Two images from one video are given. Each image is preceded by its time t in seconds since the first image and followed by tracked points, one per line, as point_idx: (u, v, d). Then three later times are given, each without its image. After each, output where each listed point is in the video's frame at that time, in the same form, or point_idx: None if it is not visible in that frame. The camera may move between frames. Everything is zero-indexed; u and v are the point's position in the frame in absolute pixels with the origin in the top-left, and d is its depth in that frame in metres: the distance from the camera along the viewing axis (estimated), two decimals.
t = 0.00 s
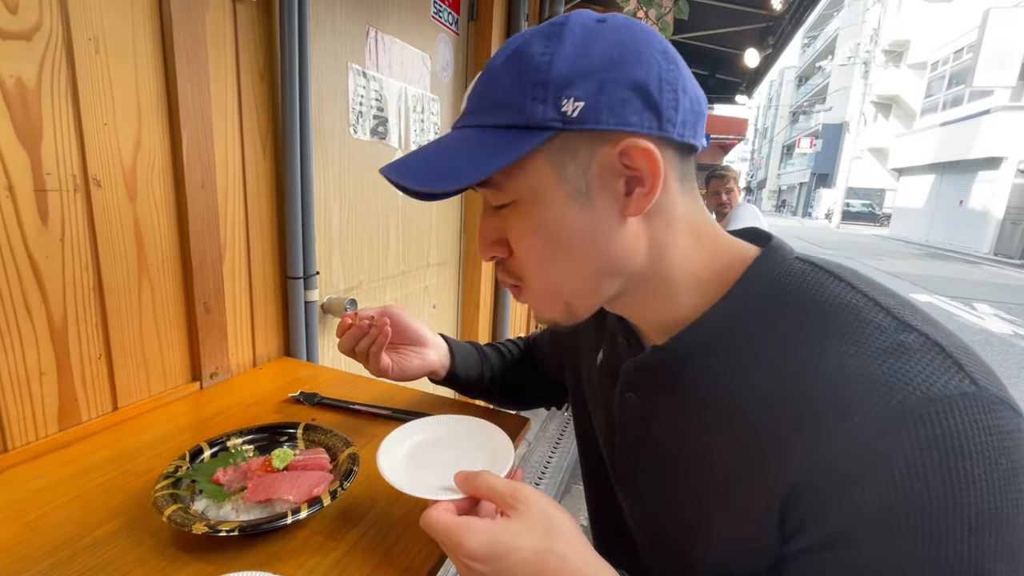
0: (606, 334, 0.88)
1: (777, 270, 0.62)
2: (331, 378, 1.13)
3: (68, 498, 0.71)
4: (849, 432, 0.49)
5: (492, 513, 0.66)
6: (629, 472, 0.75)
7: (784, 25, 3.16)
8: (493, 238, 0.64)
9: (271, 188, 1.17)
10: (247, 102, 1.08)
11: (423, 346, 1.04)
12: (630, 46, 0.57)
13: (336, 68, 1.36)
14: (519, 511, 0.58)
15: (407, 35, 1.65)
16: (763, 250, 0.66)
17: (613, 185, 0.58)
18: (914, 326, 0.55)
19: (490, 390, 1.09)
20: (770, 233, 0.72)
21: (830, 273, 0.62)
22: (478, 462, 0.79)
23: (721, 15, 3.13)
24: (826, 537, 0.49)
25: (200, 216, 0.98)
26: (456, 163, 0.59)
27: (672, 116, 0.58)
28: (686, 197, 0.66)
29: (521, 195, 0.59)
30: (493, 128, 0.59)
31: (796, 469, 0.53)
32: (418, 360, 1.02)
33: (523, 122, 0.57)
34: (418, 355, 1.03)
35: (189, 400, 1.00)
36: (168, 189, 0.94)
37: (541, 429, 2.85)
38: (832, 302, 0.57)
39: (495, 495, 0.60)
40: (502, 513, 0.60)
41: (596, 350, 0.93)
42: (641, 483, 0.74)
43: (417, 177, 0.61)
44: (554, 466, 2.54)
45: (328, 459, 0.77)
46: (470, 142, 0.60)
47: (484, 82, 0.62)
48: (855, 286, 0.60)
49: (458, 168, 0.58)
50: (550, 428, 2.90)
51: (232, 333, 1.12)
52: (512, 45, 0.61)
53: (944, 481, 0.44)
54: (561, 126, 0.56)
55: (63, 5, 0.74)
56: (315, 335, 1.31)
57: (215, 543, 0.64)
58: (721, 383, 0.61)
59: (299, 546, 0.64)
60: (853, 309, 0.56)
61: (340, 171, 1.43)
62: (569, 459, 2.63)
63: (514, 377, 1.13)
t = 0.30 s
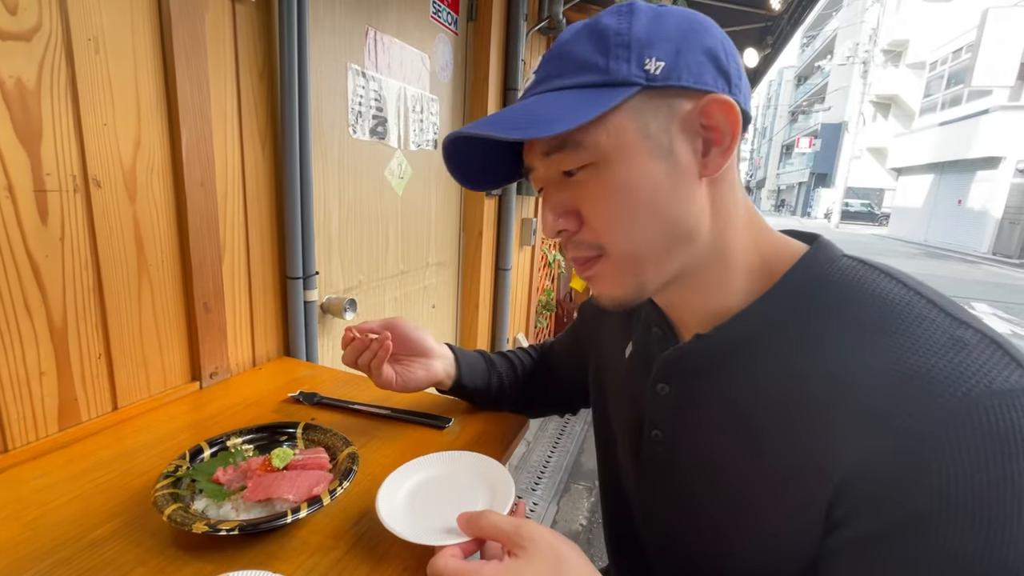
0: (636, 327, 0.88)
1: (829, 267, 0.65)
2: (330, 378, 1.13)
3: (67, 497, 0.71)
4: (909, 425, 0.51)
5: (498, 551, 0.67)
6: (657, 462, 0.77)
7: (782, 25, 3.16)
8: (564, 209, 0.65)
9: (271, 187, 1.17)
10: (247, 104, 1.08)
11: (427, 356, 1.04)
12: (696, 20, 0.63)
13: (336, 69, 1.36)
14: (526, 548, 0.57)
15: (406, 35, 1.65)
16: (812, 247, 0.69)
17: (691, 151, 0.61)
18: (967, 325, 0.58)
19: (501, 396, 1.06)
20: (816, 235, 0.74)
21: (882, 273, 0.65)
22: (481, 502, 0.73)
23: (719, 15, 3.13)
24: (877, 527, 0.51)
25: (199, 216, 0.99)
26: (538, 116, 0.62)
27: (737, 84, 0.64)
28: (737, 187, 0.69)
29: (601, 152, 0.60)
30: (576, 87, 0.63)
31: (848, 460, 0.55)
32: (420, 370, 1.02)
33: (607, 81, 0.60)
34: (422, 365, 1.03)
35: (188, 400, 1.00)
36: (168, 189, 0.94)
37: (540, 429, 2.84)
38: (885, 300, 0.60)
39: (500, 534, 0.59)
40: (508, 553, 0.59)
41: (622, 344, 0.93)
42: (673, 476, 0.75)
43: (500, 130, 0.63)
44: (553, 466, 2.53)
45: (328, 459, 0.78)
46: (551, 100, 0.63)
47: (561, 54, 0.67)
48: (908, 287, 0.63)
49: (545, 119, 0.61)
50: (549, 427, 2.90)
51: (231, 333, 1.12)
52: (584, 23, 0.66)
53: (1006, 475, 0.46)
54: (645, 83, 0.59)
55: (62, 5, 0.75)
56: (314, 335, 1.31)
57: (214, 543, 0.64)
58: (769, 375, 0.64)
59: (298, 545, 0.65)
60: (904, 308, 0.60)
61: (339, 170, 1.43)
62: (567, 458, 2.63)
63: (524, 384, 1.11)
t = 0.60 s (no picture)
0: (656, 318, 0.90)
1: (853, 271, 0.65)
2: (328, 378, 1.14)
3: (68, 496, 0.72)
4: (925, 429, 0.52)
5: (490, 566, 0.66)
6: (668, 456, 0.79)
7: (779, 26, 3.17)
8: (596, 205, 0.67)
9: (270, 189, 1.18)
10: (246, 106, 1.09)
11: (413, 358, 1.04)
12: (772, 25, 0.60)
13: (335, 70, 1.37)
14: (520, 564, 0.58)
15: (404, 36, 1.66)
16: (835, 252, 0.70)
17: (735, 173, 0.62)
18: (986, 337, 0.59)
19: (489, 394, 1.05)
20: (845, 239, 0.75)
21: (906, 280, 0.66)
22: (471, 515, 0.72)
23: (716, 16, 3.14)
24: (883, 528, 0.53)
25: (199, 218, 0.99)
26: (587, 124, 0.61)
27: (801, 99, 0.62)
28: (775, 202, 0.70)
29: (644, 163, 0.61)
30: (630, 92, 0.62)
31: (859, 459, 0.56)
32: (400, 371, 1.03)
33: (664, 92, 0.59)
34: (405, 366, 1.04)
35: (188, 400, 1.01)
36: (167, 191, 0.95)
37: (539, 428, 2.85)
38: (906, 306, 0.61)
39: (494, 550, 0.60)
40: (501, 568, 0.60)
41: (641, 334, 0.94)
42: (682, 472, 0.77)
43: (547, 135, 0.63)
44: (552, 466, 2.54)
45: (326, 458, 0.79)
46: (602, 105, 0.63)
47: (619, 44, 0.64)
48: (932, 295, 0.64)
49: (592, 131, 0.61)
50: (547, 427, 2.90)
51: (230, 333, 1.13)
52: (650, 10, 0.63)
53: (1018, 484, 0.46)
54: (701, 99, 0.58)
55: (63, 9, 0.75)
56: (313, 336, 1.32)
57: (214, 541, 0.65)
58: (785, 374, 0.65)
59: (296, 544, 0.65)
60: (924, 315, 0.61)
61: (338, 171, 1.44)
62: (566, 457, 2.63)
63: (516, 382, 1.10)
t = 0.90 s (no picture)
0: (669, 314, 0.90)
1: (876, 268, 0.66)
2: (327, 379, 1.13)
3: (67, 494, 0.71)
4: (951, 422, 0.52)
5: None
6: (682, 453, 0.78)
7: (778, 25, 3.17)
8: (620, 193, 0.67)
9: (270, 187, 1.18)
10: (245, 104, 1.09)
11: (406, 370, 1.03)
12: (799, 15, 0.62)
13: (334, 68, 1.37)
14: (524, 569, 0.58)
15: (404, 34, 1.66)
16: (859, 248, 0.70)
17: (757, 162, 0.62)
18: (1014, 332, 0.59)
19: (488, 399, 1.04)
20: (866, 236, 0.75)
21: (930, 277, 0.66)
22: (471, 525, 0.70)
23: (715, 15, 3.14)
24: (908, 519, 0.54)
25: (199, 216, 0.99)
26: (617, 106, 0.62)
27: (826, 88, 0.64)
28: (798, 193, 0.70)
29: (673, 147, 0.61)
30: (660, 75, 0.63)
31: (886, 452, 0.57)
32: (394, 385, 1.01)
33: (694, 75, 0.60)
34: (399, 379, 1.02)
35: (188, 398, 1.01)
36: (167, 189, 0.95)
37: (539, 427, 2.85)
38: (932, 300, 0.62)
39: (499, 557, 0.60)
40: None
41: (654, 330, 0.94)
42: (692, 469, 0.77)
43: (577, 115, 0.64)
44: (551, 465, 2.53)
45: (327, 456, 0.79)
46: (633, 88, 0.63)
47: (648, 32, 0.66)
48: (957, 292, 0.64)
49: (624, 111, 0.61)
50: (547, 425, 2.89)
51: (230, 332, 1.13)
52: None
53: None
54: (731, 82, 0.59)
55: (62, 6, 0.75)
56: (312, 335, 1.31)
57: (215, 538, 0.65)
58: (809, 368, 0.66)
59: (298, 541, 0.65)
60: (950, 309, 0.61)
61: (338, 169, 1.44)
62: (566, 457, 2.63)
63: (517, 386, 1.09)
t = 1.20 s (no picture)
0: (671, 312, 0.90)
1: (878, 264, 0.65)
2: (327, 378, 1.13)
3: (65, 495, 0.71)
4: (954, 417, 0.52)
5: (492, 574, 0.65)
6: (683, 451, 0.78)
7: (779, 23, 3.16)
8: (622, 191, 0.67)
9: (270, 186, 1.18)
10: (244, 103, 1.08)
11: (407, 375, 1.01)
12: (802, 12, 0.62)
13: (333, 66, 1.36)
14: (526, 568, 0.57)
15: (403, 33, 1.65)
16: (862, 246, 0.70)
17: (760, 158, 0.61)
18: (1018, 327, 0.58)
19: (487, 401, 1.03)
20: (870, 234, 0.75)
21: (932, 273, 0.66)
22: (469, 525, 0.70)
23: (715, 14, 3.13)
24: (912, 515, 0.53)
25: (197, 214, 0.99)
26: (622, 98, 0.62)
27: (829, 85, 0.63)
28: (800, 190, 0.69)
29: (679, 141, 0.61)
30: (663, 71, 0.63)
31: (889, 448, 0.56)
32: (398, 390, 1.00)
33: (698, 70, 0.60)
34: (401, 385, 1.01)
35: (186, 398, 1.01)
36: (164, 187, 0.94)
37: (539, 426, 2.84)
38: (934, 295, 0.61)
39: (500, 556, 0.59)
40: None
41: (654, 327, 0.93)
42: (694, 468, 0.77)
43: (583, 106, 0.64)
44: (551, 464, 2.53)
45: (327, 456, 0.78)
46: (637, 82, 0.63)
47: (652, 29, 0.66)
48: (959, 288, 0.64)
49: (629, 103, 0.61)
50: (547, 425, 2.88)
51: (229, 331, 1.13)
52: None
53: None
54: (735, 77, 0.59)
55: (58, 3, 0.74)
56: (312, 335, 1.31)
57: (213, 539, 0.64)
58: (811, 363, 0.65)
59: (297, 542, 0.65)
60: (953, 305, 0.61)
61: (338, 168, 1.43)
62: (566, 456, 2.63)
63: (517, 386, 1.09)
